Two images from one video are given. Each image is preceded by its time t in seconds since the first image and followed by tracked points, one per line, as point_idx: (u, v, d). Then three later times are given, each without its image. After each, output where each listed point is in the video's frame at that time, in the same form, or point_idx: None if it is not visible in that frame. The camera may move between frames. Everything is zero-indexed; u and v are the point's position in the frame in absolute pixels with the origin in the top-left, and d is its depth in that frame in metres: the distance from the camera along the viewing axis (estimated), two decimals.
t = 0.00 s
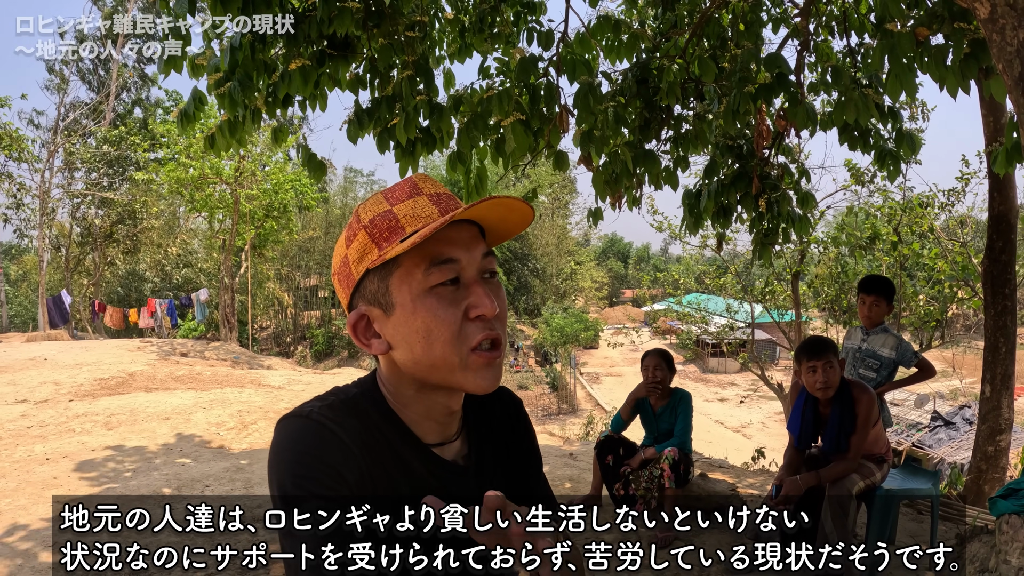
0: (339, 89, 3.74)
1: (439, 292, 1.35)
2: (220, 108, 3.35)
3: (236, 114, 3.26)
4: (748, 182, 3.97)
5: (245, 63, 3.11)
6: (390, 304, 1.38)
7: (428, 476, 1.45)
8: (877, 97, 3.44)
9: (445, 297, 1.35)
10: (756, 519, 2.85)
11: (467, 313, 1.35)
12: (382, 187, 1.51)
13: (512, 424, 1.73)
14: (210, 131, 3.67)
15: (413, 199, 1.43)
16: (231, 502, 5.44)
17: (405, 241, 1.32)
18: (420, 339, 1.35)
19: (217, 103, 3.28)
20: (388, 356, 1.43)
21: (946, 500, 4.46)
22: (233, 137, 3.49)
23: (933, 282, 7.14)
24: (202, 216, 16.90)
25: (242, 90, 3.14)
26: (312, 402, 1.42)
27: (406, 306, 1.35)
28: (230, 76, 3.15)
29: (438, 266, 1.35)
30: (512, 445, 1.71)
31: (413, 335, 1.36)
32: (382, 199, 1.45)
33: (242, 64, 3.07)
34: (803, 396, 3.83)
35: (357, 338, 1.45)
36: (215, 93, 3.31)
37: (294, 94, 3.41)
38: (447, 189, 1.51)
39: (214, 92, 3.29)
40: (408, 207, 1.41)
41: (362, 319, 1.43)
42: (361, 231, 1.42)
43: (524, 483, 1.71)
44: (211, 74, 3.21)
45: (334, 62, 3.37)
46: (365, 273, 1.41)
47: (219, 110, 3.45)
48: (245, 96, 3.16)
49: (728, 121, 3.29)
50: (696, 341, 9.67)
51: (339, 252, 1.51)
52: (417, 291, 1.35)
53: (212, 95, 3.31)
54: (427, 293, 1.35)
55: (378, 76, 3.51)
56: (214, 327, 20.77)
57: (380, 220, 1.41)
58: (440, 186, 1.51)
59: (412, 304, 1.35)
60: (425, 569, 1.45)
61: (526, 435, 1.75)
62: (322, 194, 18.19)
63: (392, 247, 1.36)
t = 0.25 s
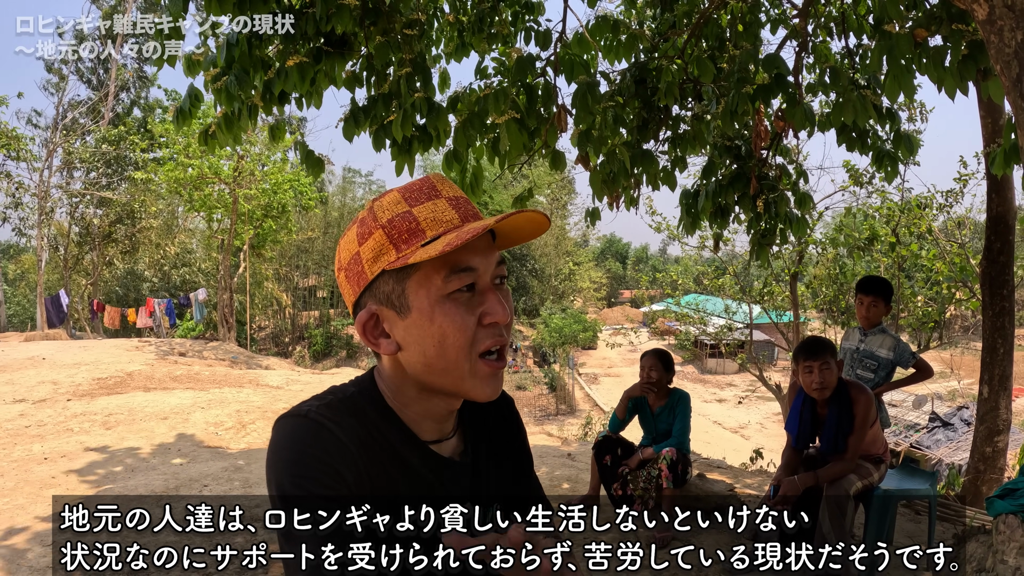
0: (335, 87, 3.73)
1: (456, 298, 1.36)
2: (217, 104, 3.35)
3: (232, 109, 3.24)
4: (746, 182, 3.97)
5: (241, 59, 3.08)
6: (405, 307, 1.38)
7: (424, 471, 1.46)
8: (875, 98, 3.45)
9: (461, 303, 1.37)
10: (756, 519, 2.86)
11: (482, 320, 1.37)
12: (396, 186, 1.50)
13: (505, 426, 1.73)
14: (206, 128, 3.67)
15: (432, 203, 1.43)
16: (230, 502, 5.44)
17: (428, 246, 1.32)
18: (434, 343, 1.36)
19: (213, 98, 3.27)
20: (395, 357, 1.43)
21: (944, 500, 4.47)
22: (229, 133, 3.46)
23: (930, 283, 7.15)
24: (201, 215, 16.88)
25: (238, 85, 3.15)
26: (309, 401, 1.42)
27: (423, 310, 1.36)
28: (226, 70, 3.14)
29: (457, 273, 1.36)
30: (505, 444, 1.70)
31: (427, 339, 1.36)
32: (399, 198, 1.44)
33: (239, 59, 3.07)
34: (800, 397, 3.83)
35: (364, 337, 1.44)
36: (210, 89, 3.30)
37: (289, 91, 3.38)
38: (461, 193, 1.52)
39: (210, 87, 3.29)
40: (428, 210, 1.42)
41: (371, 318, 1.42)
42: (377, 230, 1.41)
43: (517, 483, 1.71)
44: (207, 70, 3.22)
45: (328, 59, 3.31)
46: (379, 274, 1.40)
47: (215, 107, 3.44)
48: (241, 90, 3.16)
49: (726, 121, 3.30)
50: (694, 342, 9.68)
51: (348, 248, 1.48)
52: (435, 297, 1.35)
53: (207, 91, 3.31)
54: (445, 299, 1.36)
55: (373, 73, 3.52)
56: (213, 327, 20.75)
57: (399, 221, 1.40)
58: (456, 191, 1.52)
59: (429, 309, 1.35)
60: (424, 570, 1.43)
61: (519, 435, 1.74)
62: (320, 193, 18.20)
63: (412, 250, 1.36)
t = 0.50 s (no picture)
0: (331, 84, 3.71)
1: (451, 287, 1.36)
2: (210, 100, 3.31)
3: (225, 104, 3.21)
4: (744, 182, 3.96)
5: (236, 55, 3.06)
6: (400, 298, 1.36)
7: (424, 475, 1.45)
8: (873, 98, 3.45)
9: (457, 292, 1.36)
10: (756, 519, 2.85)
11: (478, 308, 1.36)
12: (390, 181, 1.50)
13: (499, 424, 1.74)
14: (199, 122, 3.65)
15: (427, 195, 1.43)
16: (229, 502, 5.42)
17: (424, 234, 1.32)
18: (430, 334, 1.35)
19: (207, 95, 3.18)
20: (390, 351, 1.42)
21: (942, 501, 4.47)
22: (222, 129, 3.43)
23: (929, 284, 7.16)
24: (198, 215, 16.85)
25: (232, 82, 3.04)
26: (302, 404, 1.40)
27: (418, 300, 1.35)
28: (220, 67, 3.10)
29: (452, 263, 1.36)
30: (500, 445, 1.74)
31: (422, 329, 1.35)
32: (394, 192, 1.44)
33: (234, 56, 3.07)
34: (798, 398, 3.83)
35: (359, 332, 1.43)
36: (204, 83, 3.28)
37: (285, 88, 3.36)
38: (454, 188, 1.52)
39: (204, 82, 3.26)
40: (423, 202, 1.41)
41: (365, 312, 1.41)
42: (372, 222, 1.40)
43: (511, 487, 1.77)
44: (201, 64, 3.21)
45: (325, 56, 3.30)
46: (374, 266, 1.39)
47: (208, 102, 3.42)
48: (235, 88, 3.05)
49: (725, 121, 3.30)
50: (693, 342, 9.69)
51: (343, 244, 1.47)
52: (430, 286, 1.34)
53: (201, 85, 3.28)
54: (440, 289, 1.35)
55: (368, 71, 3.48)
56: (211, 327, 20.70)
57: (393, 212, 1.39)
58: (450, 184, 1.52)
59: (424, 299, 1.34)
60: (425, 570, 1.44)
61: (513, 435, 1.78)
62: (319, 194, 18.17)
63: (407, 240, 1.35)
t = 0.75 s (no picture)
0: (330, 81, 3.72)
1: (462, 283, 1.37)
2: (206, 97, 3.31)
3: (224, 104, 3.21)
4: (742, 182, 3.96)
5: (234, 53, 3.09)
6: (410, 290, 1.38)
7: (435, 465, 1.47)
8: (871, 99, 3.47)
9: (467, 288, 1.37)
10: (756, 519, 2.86)
11: (486, 305, 1.38)
12: (406, 176, 1.51)
13: (498, 421, 1.79)
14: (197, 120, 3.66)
15: (441, 191, 1.44)
16: (229, 502, 5.43)
17: (438, 230, 1.33)
18: (438, 328, 1.36)
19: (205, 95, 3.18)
20: (397, 342, 1.43)
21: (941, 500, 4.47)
22: (218, 127, 3.42)
23: (926, 284, 7.18)
24: (197, 215, 16.84)
25: (231, 81, 3.05)
26: (311, 397, 1.41)
27: (428, 293, 1.36)
28: (219, 66, 3.11)
29: (464, 259, 1.38)
30: (502, 436, 1.80)
31: (431, 323, 1.37)
32: (409, 187, 1.45)
33: (234, 54, 3.10)
34: (798, 397, 3.84)
35: (368, 320, 1.44)
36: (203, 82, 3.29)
37: (284, 87, 3.37)
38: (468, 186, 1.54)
39: (204, 80, 3.26)
40: (437, 198, 1.42)
41: (375, 303, 1.42)
42: (388, 214, 1.41)
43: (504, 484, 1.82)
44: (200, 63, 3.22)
45: (324, 55, 3.31)
46: (386, 258, 1.40)
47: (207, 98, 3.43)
48: (234, 87, 3.06)
49: (724, 121, 3.31)
50: (692, 342, 9.70)
51: (355, 234, 1.48)
52: (441, 280, 1.36)
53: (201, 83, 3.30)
54: (451, 284, 1.36)
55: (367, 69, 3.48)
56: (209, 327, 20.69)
57: (409, 206, 1.41)
58: (463, 182, 1.54)
59: (435, 292, 1.36)
60: (425, 569, 1.48)
61: (512, 426, 1.82)
62: (318, 193, 18.17)
63: (422, 235, 1.36)
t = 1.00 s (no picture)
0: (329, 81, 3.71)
1: (461, 284, 1.37)
2: (206, 96, 3.31)
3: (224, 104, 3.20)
4: (742, 182, 3.95)
5: (234, 52, 3.12)
6: (410, 289, 1.37)
7: (436, 464, 1.46)
8: (871, 99, 3.46)
9: (466, 290, 1.37)
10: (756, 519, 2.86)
11: (485, 307, 1.39)
12: (407, 175, 1.50)
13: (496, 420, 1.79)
14: (196, 119, 3.65)
15: (444, 192, 1.43)
16: (228, 502, 5.42)
17: (440, 231, 1.33)
18: (437, 328, 1.36)
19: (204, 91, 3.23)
20: (395, 341, 1.43)
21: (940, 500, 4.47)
22: (217, 126, 3.42)
23: (925, 284, 7.18)
24: (196, 215, 16.82)
25: (229, 79, 3.11)
26: (312, 395, 1.40)
27: (427, 294, 1.36)
28: (219, 64, 3.13)
29: (464, 260, 1.37)
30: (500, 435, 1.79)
31: (430, 323, 1.36)
32: (411, 186, 1.44)
33: (233, 52, 3.11)
34: (797, 396, 3.84)
35: (366, 319, 1.43)
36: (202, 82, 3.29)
37: (283, 87, 3.36)
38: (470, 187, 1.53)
39: (203, 80, 3.26)
40: (439, 198, 1.42)
41: (374, 301, 1.41)
42: (389, 214, 1.40)
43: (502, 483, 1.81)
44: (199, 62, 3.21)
45: (323, 54, 3.30)
46: (386, 257, 1.39)
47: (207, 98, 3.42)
48: (232, 85, 3.12)
49: (723, 121, 3.30)
50: (691, 342, 9.69)
51: (355, 231, 1.46)
52: (441, 281, 1.36)
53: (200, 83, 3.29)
54: (451, 285, 1.36)
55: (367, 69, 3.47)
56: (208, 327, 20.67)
57: (410, 206, 1.40)
58: (465, 183, 1.53)
59: (434, 292, 1.36)
60: (425, 570, 1.48)
61: (508, 424, 1.82)
62: (317, 193, 18.16)
63: (423, 235, 1.36)
